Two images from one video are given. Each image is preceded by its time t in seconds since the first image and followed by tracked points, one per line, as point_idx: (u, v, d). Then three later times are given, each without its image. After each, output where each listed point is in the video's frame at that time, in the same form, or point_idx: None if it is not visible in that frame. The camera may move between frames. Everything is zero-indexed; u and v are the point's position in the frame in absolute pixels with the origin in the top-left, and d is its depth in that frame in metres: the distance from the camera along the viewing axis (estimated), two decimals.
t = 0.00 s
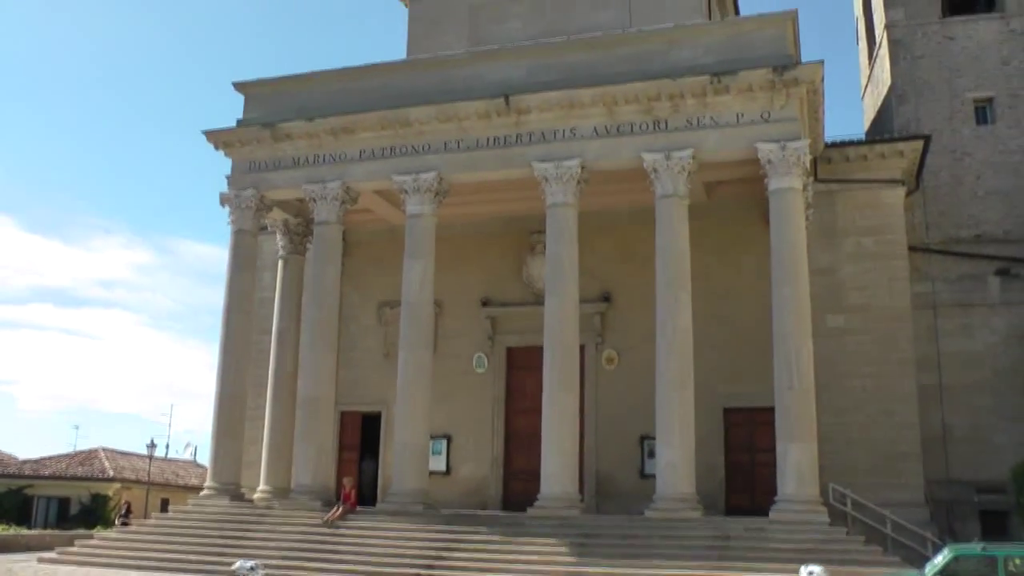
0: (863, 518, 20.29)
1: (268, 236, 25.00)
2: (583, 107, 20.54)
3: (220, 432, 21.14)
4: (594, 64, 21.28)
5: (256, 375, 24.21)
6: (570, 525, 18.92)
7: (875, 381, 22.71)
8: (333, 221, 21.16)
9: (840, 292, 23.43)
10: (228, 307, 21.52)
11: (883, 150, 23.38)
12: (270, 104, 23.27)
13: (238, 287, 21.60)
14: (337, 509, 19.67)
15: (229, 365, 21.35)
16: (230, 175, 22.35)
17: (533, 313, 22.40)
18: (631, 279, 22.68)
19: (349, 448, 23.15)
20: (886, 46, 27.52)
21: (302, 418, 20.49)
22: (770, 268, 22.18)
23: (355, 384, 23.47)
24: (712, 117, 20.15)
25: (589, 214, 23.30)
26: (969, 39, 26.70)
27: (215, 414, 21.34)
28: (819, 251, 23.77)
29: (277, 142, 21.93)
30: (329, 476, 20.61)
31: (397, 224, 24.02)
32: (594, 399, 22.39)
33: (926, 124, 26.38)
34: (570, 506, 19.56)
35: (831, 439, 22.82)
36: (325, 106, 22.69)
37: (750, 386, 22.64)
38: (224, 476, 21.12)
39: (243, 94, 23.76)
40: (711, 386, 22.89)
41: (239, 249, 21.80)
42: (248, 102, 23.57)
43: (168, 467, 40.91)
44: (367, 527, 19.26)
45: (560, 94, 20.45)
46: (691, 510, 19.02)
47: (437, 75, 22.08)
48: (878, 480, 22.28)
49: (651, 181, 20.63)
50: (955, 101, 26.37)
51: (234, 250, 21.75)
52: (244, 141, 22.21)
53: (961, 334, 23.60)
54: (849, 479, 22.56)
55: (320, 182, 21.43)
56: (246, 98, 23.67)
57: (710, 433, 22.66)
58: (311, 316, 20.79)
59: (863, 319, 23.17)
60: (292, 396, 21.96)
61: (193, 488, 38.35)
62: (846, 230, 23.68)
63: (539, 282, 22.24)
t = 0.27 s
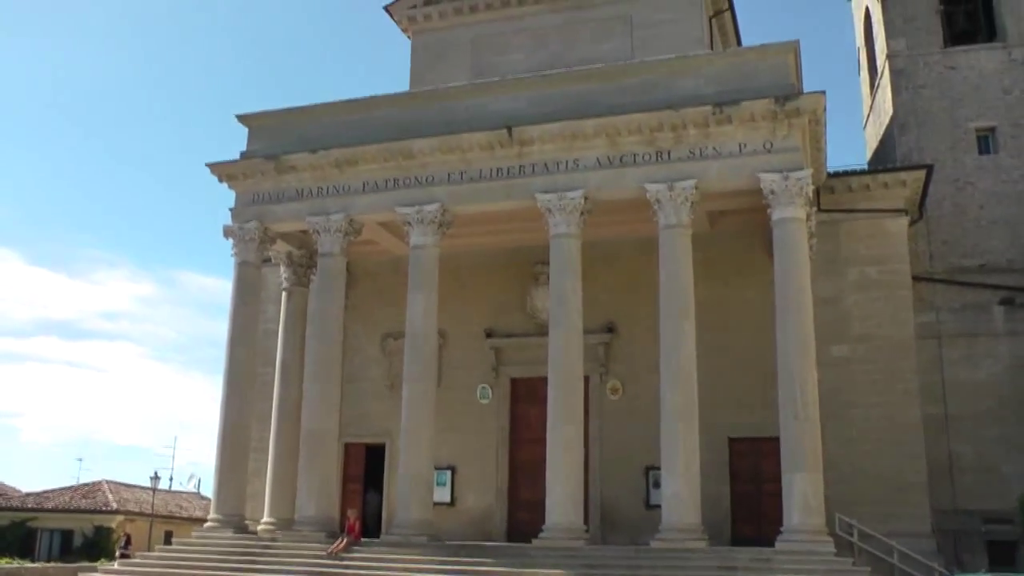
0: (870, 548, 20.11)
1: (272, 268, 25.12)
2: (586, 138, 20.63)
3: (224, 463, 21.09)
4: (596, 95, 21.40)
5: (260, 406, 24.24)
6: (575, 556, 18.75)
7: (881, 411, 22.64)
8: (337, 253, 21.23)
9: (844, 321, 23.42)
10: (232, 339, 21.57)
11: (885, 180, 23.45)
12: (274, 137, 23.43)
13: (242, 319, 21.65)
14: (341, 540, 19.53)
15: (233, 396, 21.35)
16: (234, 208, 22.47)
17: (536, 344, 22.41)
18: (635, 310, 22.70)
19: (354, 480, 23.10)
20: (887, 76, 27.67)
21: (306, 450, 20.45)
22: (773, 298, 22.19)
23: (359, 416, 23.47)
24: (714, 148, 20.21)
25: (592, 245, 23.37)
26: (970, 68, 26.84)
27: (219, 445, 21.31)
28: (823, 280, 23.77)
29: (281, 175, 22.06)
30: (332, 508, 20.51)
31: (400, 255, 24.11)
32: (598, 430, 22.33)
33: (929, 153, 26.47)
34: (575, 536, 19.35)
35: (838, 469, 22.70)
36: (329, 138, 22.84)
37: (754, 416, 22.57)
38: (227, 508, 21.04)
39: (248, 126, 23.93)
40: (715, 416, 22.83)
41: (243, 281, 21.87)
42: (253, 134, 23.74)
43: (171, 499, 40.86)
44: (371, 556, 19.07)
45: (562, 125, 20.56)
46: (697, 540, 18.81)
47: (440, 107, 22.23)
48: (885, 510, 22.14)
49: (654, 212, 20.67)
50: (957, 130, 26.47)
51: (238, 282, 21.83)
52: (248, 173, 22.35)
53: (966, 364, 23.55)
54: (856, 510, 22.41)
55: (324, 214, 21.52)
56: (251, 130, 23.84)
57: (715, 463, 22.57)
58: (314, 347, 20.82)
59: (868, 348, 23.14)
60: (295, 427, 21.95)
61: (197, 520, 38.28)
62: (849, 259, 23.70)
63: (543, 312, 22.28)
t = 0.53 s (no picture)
0: (877, 563, 20.00)
1: (278, 281, 25.18)
2: (592, 152, 20.65)
3: (229, 476, 21.07)
4: (602, 109, 21.43)
5: (265, 418, 24.27)
6: (580, 570, 18.65)
7: (887, 425, 22.56)
8: (343, 266, 21.25)
9: (850, 335, 23.38)
10: (238, 352, 21.58)
11: (891, 194, 23.43)
12: (281, 150, 23.50)
13: (247, 332, 21.67)
14: (346, 553, 19.44)
15: (238, 409, 21.36)
16: (241, 221, 22.52)
17: (542, 358, 22.40)
18: (641, 323, 22.69)
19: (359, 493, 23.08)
20: (892, 90, 27.69)
21: (311, 463, 20.43)
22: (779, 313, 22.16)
23: (364, 429, 23.48)
24: (721, 161, 20.20)
25: (598, 258, 23.39)
26: (976, 82, 26.87)
27: (225, 458, 21.29)
28: (829, 294, 23.74)
29: (288, 188, 22.12)
30: (337, 521, 20.44)
31: (406, 268, 24.15)
32: (604, 443, 22.29)
33: (935, 167, 26.47)
34: (580, 550, 19.21)
35: (844, 483, 22.61)
36: (336, 152, 22.90)
37: (761, 430, 22.50)
38: (232, 521, 20.98)
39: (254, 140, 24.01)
40: (721, 430, 22.77)
41: (249, 294, 21.91)
42: (259, 147, 23.81)
43: (176, 512, 40.87)
44: (375, 568, 18.96)
45: (569, 139, 20.58)
46: (703, 553, 18.65)
47: (446, 121, 22.28)
48: (892, 524, 22.05)
49: (660, 225, 20.66)
50: (963, 144, 26.47)
51: (244, 295, 21.87)
52: (255, 187, 22.41)
53: (973, 378, 23.48)
54: (862, 524, 22.32)
55: (330, 228, 21.56)
56: (257, 144, 23.91)
57: (721, 477, 22.51)
58: (320, 360, 20.82)
59: (874, 362, 23.10)
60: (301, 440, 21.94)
61: (202, 533, 38.28)
62: (855, 273, 23.67)
63: (548, 326, 22.28)
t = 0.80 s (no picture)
0: None
1: (276, 294, 25.20)
2: (590, 167, 20.69)
3: (225, 489, 21.00)
4: (600, 124, 21.48)
5: (261, 431, 24.24)
6: None
7: (884, 441, 22.54)
8: (340, 280, 21.26)
9: (848, 351, 23.39)
10: (234, 365, 21.56)
11: (888, 210, 23.49)
12: (279, 163, 23.54)
13: (244, 346, 21.65)
14: (342, 567, 19.34)
15: (235, 421, 21.32)
16: (238, 234, 22.54)
17: (539, 372, 22.40)
18: (638, 338, 22.71)
19: (355, 507, 23.03)
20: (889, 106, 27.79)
21: (307, 476, 20.37)
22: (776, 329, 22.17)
23: (361, 443, 23.44)
24: (718, 177, 20.24)
25: (595, 273, 23.42)
26: (973, 99, 26.96)
27: (221, 471, 21.23)
28: (826, 310, 23.76)
29: (286, 201, 22.14)
30: (333, 534, 20.33)
31: (403, 281, 24.16)
32: (601, 458, 22.26)
33: (931, 183, 26.53)
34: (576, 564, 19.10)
35: (841, 499, 22.58)
36: (334, 165, 22.93)
37: (758, 446, 22.48)
38: (228, 534, 20.86)
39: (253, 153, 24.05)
40: (718, 445, 22.75)
41: (246, 308, 21.90)
42: (258, 160, 23.84)
43: (171, 525, 40.76)
44: None
45: (567, 153, 20.62)
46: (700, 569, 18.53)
47: (445, 135, 22.33)
48: (888, 541, 22.01)
49: (658, 240, 20.68)
50: (959, 160, 26.55)
51: (241, 308, 21.86)
52: (253, 200, 22.43)
53: (969, 394, 23.48)
54: (859, 540, 22.27)
55: (328, 241, 21.57)
56: (255, 157, 23.94)
57: (718, 492, 22.47)
58: (317, 374, 20.80)
59: (871, 378, 23.10)
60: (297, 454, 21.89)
61: (197, 546, 38.16)
62: (852, 289, 23.70)
63: (545, 340, 22.28)
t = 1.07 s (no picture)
0: None
1: (269, 303, 25.22)
2: (584, 178, 20.73)
3: (216, 498, 20.93)
4: (594, 135, 21.53)
5: (253, 441, 24.21)
6: None
7: (877, 453, 22.55)
8: (334, 289, 21.26)
9: (840, 363, 23.41)
10: (227, 374, 21.54)
11: (881, 223, 23.55)
12: (273, 172, 23.57)
13: (237, 354, 21.63)
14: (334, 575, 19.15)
15: (227, 430, 21.29)
16: (232, 243, 22.54)
17: (532, 383, 22.42)
18: (631, 349, 22.74)
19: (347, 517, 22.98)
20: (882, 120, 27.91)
21: (299, 485, 20.31)
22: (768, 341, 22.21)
23: (353, 452, 23.40)
24: (712, 189, 20.28)
25: (588, 283, 23.46)
26: (966, 112, 27.07)
27: (212, 479, 21.16)
28: (819, 322, 23.80)
29: (279, 211, 22.16)
30: (325, 544, 20.13)
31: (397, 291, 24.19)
32: (593, 469, 22.26)
33: (924, 196, 26.61)
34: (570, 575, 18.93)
35: (834, 511, 22.56)
36: (328, 175, 22.96)
37: (750, 457, 22.47)
38: (220, 544, 20.64)
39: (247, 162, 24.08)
40: (711, 457, 22.75)
41: (239, 317, 21.89)
42: (252, 169, 23.87)
43: (162, 534, 40.62)
44: None
45: (560, 164, 20.66)
46: None
47: (439, 145, 22.38)
48: (881, 553, 21.98)
49: (651, 252, 20.70)
50: (952, 174, 26.64)
51: (234, 317, 21.86)
52: (247, 209, 22.45)
53: (962, 407, 23.50)
54: (851, 552, 22.25)
55: (321, 251, 21.58)
56: (250, 166, 23.97)
57: (710, 504, 22.45)
58: (310, 383, 20.78)
59: (864, 391, 23.12)
60: (289, 463, 21.83)
61: (188, 556, 38.04)
62: (845, 301, 23.75)
63: (539, 351, 22.31)
